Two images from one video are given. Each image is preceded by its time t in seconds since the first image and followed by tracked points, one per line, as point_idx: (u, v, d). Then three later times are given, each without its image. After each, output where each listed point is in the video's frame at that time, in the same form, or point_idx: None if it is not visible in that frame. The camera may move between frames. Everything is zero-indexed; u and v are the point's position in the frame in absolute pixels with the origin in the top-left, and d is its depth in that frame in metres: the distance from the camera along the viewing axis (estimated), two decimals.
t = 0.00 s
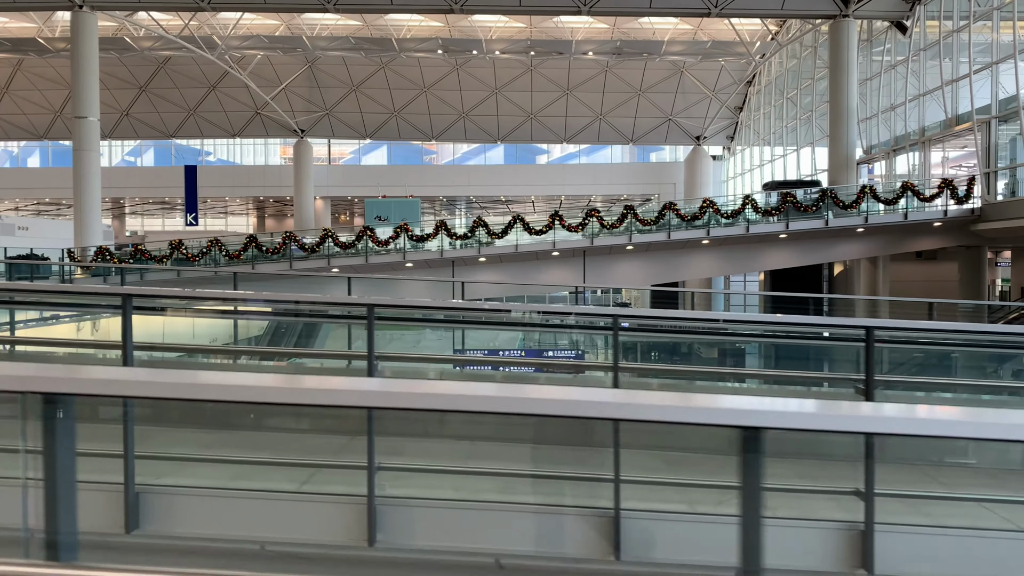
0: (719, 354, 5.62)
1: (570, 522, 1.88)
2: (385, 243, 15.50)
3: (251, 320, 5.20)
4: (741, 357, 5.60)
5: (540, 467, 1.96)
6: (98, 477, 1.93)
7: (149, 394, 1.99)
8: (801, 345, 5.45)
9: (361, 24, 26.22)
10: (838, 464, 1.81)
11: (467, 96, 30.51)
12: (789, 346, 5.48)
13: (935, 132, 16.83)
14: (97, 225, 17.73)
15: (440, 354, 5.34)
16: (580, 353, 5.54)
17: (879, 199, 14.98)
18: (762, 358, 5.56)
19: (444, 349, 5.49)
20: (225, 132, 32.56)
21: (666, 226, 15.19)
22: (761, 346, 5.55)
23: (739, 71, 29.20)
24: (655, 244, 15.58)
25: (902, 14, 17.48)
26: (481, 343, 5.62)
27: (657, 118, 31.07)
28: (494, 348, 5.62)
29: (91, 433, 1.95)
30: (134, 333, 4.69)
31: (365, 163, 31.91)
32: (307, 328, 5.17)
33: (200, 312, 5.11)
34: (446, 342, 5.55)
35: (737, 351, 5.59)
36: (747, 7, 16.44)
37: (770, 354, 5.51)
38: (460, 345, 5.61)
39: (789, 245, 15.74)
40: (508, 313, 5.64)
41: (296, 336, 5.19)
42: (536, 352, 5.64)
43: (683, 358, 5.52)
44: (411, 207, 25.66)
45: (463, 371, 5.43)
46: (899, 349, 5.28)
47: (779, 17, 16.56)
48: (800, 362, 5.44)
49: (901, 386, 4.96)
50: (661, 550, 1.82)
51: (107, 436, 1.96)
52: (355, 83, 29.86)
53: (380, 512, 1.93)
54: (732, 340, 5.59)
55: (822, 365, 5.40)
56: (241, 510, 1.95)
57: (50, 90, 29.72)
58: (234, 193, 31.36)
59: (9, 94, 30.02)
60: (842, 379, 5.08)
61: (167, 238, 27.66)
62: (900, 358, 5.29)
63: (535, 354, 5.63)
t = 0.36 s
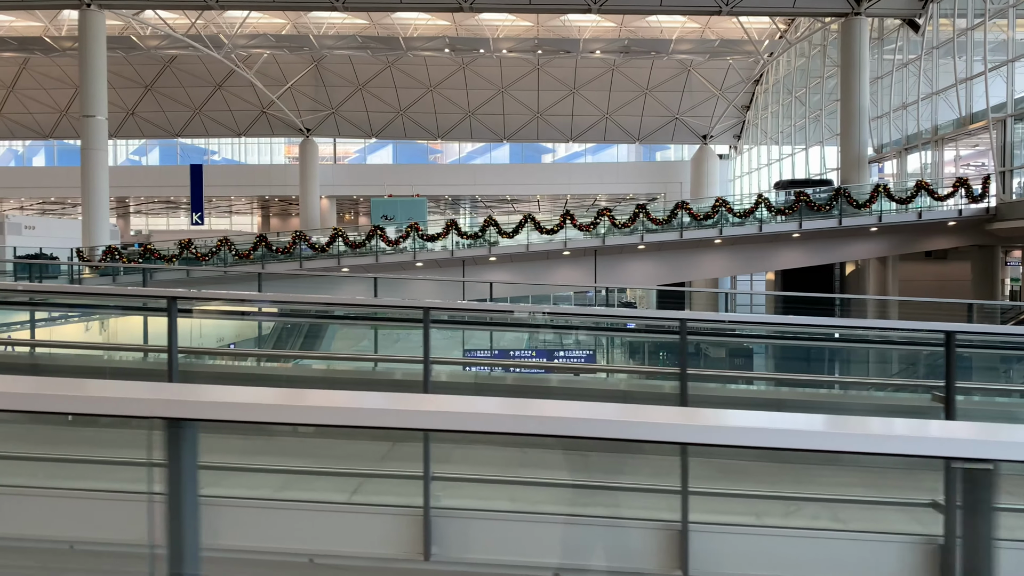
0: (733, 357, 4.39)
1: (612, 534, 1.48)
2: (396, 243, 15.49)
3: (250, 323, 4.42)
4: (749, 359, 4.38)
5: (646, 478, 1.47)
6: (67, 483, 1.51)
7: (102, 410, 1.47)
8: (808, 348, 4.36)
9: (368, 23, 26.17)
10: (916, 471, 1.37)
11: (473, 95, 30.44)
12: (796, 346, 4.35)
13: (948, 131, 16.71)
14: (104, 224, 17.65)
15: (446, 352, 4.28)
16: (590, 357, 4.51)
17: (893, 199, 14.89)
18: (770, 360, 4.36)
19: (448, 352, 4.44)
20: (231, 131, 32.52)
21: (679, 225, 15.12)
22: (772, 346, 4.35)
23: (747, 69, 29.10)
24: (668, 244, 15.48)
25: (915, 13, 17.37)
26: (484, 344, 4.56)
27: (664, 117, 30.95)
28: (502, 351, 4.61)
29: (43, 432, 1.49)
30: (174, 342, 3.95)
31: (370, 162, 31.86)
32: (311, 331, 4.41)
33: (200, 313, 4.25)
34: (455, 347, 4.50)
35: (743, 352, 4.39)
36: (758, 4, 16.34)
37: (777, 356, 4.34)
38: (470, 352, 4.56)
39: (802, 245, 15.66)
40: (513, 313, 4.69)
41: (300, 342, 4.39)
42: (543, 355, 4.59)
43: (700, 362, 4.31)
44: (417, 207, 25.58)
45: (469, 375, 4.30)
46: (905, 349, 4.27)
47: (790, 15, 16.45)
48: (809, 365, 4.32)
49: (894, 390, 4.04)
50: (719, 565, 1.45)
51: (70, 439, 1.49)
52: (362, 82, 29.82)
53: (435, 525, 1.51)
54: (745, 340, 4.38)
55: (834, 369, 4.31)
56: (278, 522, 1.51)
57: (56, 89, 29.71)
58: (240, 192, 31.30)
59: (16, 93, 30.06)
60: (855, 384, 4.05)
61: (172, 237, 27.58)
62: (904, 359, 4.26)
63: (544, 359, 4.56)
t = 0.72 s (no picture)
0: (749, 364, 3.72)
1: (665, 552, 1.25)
2: (412, 242, 15.40)
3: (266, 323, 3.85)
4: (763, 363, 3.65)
5: (710, 492, 1.21)
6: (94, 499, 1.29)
7: (65, 444, 1.26)
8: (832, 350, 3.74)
9: (381, 22, 26.10)
10: None
11: (485, 93, 30.33)
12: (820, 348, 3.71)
13: (972, 128, 16.46)
14: (119, 224, 17.64)
15: (477, 357, 3.81)
16: (607, 359, 3.89)
17: (917, 197, 14.73)
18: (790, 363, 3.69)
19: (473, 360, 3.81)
20: (243, 130, 32.52)
21: (698, 224, 15.04)
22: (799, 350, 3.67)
23: (762, 67, 28.92)
24: (688, 243, 15.42)
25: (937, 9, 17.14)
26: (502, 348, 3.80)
27: (677, 115, 30.79)
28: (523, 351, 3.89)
29: (59, 450, 1.27)
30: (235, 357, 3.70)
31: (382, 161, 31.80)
32: (323, 332, 3.89)
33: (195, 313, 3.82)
34: (470, 355, 3.82)
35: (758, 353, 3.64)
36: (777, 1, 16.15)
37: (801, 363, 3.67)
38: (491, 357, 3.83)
39: (823, 245, 15.54)
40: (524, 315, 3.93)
41: (315, 346, 3.88)
42: (563, 355, 3.97)
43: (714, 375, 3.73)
44: (430, 207, 25.50)
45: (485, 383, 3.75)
46: (925, 351, 3.78)
47: (810, 12, 16.27)
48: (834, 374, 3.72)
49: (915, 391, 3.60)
50: None
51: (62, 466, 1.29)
52: (374, 80, 29.77)
53: (503, 542, 1.29)
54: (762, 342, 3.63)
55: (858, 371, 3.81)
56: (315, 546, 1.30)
57: (69, 88, 29.74)
58: (252, 192, 31.27)
59: (29, 93, 30.14)
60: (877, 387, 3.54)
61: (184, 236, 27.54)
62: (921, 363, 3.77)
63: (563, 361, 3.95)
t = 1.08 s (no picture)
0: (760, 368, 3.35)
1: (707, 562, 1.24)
2: (430, 241, 15.37)
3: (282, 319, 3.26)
4: (782, 366, 3.29)
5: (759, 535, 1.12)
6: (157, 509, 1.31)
7: (86, 484, 1.17)
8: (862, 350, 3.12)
9: (396, 20, 26.03)
10: None
11: (500, 92, 30.22)
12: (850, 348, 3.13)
13: (996, 125, 16.22)
14: (137, 223, 17.66)
15: (496, 358, 3.46)
16: (626, 360, 3.38)
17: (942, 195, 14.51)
18: (807, 365, 3.22)
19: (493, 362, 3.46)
20: (258, 129, 32.60)
21: (720, 223, 14.95)
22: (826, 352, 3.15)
23: (779, 65, 28.70)
24: (707, 242, 15.37)
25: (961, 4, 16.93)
26: (521, 347, 3.40)
27: (693, 113, 30.62)
28: (542, 351, 3.36)
29: (76, 482, 1.18)
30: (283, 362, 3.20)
31: (396, 160, 31.82)
32: (338, 330, 3.40)
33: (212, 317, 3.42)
34: (488, 356, 3.46)
35: (777, 356, 3.27)
36: None
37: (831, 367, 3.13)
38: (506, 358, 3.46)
39: (846, 242, 15.40)
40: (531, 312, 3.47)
41: (331, 347, 3.38)
42: (580, 355, 3.34)
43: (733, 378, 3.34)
44: (444, 206, 25.43)
45: (511, 385, 3.34)
46: (948, 352, 3.16)
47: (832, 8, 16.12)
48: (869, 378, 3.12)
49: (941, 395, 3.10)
50: None
51: (98, 497, 1.28)
52: (388, 79, 29.72)
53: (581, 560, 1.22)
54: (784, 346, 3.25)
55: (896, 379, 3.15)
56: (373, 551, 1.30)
57: (86, 88, 29.89)
58: (266, 191, 31.32)
59: (46, 93, 30.34)
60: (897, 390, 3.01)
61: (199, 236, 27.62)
62: (959, 363, 3.17)
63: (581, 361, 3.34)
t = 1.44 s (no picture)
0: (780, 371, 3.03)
1: None
2: (450, 241, 15.30)
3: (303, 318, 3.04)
4: (802, 369, 3.05)
5: None
6: None
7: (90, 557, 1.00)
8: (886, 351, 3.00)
9: (413, 19, 25.93)
10: None
11: (516, 91, 30.07)
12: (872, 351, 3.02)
13: None
14: (157, 224, 17.64)
15: (515, 360, 3.07)
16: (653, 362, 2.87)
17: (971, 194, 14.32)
18: (826, 370, 3.07)
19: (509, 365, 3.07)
20: (274, 129, 32.62)
21: (743, 223, 14.88)
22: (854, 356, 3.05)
23: (798, 62, 28.42)
24: (730, 242, 15.31)
25: None
26: (540, 347, 3.08)
27: (711, 112, 30.42)
28: (561, 352, 3.13)
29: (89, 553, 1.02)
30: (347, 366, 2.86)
31: (411, 159, 31.79)
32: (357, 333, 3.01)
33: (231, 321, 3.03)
34: (507, 357, 3.06)
35: (800, 364, 3.03)
36: None
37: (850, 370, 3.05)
38: (524, 359, 3.10)
39: (871, 242, 15.26)
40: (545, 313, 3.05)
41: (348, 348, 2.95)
42: (603, 357, 2.92)
43: (759, 384, 3.02)
44: (461, 206, 25.35)
45: (531, 389, 2.93)
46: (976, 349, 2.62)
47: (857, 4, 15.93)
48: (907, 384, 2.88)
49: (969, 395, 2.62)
50: None
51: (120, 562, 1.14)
52: (405, 78, 29.65)
53: None
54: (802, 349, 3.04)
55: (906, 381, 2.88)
56: None
57: (103, 88, 30.00)
58: (282, 190, 31.36)
59: (64, 93, 30.48)
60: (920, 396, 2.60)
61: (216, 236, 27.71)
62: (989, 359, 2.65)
63: (602, 364, 2.92)
